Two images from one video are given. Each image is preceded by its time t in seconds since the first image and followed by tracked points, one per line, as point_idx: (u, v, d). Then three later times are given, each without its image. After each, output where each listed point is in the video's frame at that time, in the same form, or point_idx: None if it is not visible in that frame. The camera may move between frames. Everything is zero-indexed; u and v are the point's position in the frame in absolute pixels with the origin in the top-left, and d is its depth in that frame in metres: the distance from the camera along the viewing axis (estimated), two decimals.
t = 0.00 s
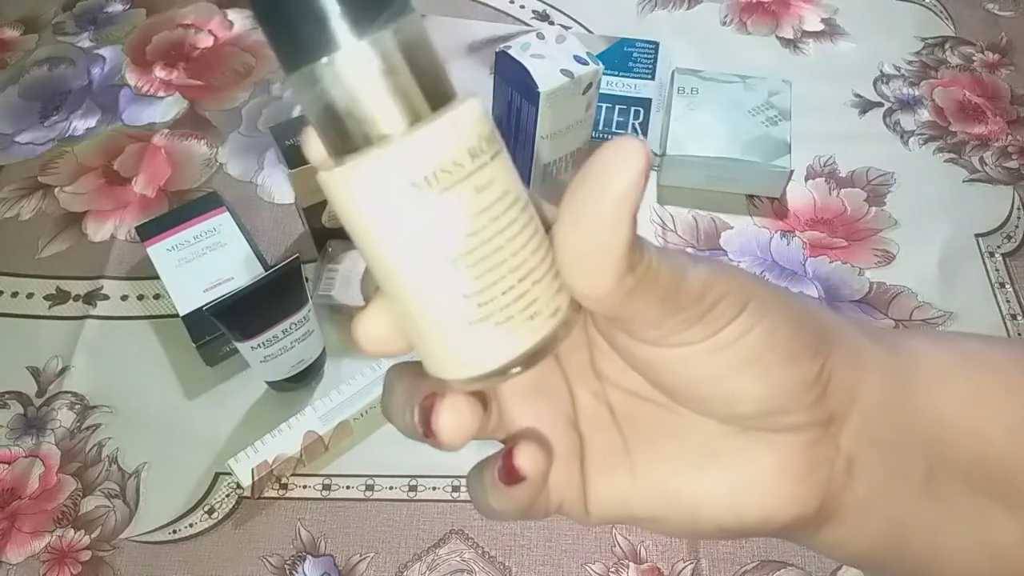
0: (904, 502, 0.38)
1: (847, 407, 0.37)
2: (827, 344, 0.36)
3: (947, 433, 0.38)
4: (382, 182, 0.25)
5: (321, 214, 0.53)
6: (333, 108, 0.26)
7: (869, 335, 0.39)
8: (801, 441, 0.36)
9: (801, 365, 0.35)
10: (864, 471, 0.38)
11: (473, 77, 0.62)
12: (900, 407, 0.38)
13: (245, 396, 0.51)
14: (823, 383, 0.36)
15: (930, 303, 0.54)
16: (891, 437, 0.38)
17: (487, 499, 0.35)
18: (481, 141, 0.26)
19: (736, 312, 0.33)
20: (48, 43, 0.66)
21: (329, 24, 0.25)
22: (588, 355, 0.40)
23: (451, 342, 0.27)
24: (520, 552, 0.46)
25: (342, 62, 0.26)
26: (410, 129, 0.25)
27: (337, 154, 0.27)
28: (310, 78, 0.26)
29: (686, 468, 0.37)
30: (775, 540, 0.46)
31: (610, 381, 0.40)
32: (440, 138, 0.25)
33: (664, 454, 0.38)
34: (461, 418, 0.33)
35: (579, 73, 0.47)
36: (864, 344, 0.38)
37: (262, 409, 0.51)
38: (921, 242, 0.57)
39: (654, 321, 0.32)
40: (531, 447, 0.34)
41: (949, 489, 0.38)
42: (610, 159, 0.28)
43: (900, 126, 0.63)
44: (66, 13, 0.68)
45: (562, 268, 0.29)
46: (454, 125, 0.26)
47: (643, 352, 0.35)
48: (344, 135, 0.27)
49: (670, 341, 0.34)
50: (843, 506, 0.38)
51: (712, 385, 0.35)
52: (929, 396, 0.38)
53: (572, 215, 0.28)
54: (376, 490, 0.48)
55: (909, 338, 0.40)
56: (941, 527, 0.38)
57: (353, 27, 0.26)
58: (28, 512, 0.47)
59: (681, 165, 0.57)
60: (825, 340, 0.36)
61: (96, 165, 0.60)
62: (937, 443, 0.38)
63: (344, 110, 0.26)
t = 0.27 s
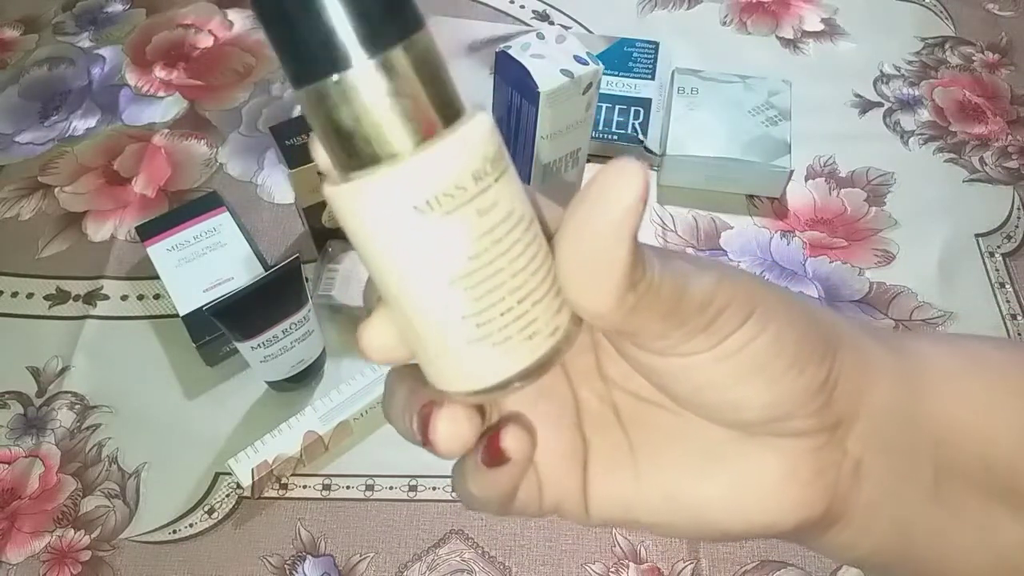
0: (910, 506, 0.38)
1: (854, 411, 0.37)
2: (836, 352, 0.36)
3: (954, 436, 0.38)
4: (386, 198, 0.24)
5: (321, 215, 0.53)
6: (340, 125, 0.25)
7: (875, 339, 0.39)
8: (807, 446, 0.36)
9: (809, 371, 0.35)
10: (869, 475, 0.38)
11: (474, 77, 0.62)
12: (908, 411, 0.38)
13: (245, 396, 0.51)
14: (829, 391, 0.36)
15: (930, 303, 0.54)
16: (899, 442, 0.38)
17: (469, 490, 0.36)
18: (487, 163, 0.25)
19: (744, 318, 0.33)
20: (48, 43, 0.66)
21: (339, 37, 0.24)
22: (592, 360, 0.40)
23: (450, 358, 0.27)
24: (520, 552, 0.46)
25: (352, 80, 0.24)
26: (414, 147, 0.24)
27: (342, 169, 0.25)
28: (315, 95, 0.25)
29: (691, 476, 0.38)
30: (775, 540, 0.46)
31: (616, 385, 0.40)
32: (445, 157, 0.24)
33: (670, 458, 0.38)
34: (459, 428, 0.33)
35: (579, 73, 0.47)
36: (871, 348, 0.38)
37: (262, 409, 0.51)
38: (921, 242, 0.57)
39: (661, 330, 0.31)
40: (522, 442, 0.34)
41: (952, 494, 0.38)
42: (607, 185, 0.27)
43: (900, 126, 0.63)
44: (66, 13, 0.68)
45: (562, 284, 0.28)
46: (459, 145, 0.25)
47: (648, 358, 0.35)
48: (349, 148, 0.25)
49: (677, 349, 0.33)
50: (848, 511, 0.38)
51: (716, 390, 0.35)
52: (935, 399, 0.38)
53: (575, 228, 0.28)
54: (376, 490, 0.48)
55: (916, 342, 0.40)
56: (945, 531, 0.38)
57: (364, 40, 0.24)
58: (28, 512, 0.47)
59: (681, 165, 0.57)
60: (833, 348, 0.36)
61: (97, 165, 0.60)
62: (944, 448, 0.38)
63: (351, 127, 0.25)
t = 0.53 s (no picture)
0: (909, 517, 0.39)
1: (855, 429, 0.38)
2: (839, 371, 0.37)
3: (958, 448, 0.39)
4: (377, 253, 0.24)
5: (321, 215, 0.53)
6: (313, 186, 0.24)
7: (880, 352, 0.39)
8: (806, 465, 0.37)
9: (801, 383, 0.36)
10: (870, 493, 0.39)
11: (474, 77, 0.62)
12: (911, 423, 0.39)
13: (245, 396, 0.51)
14: (828, 412, 0.37)
15: (930, 303, 0.54)
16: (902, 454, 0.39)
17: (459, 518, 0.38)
18: (463, 216, 0.25)
19: (733, 346, 0.34)
20: (48, 43, 0.66)
21: (309, 100, 0.23)
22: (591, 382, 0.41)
23: (436, 409, 0.27)
24: (520, 552, 0.46)
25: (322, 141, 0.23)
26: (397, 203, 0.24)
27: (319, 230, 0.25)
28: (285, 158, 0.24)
29: (691, 496, 0.39)
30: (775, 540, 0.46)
31: (617, 408, 0.41)
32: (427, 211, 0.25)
33: (669, 480, 0.39)
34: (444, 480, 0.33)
35: (579, 73, 0.47)
36: (875, 361, 0.39)
37: (262, 409, 0.51)
38: (921, 242, 0.57)
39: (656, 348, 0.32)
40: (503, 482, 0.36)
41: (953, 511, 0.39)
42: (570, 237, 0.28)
43: (900, 126, 0.63)
44: (66, 13, 0.68)
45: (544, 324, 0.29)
46: (437, 202, 0.25)
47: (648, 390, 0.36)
48: (324, 208, 0.24)
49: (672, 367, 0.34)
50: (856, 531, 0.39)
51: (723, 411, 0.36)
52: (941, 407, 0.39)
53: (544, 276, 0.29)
54: (376, 490, 0.48)
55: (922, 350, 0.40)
56: (947, 544, 0.39)
57: (334, 102, 0.23)
58: (28, 512, 0.47)
59: (681, 165, 0.57)
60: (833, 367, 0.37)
61: (97, 165, 0.60)
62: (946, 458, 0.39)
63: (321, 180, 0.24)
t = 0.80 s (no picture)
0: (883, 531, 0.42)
1: (828, 447, 0.41)
2: (806, 396, 0.40)
3: (934, 463, 0.40)
4: (297, 313, 0.28)
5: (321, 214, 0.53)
6: (248, 262, 0.29)
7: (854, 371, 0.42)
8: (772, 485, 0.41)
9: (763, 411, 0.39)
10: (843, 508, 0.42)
11: (474, 78, 0.62)
12: (882, 440, 0.41)
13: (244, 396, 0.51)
14: (792, 429, 0.40)
15: (930, 303, 0.54)
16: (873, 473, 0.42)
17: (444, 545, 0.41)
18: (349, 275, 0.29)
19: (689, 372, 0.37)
20: (48, 43, 0.66)
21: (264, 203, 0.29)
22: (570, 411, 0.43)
23: (323, 434, 0.27)
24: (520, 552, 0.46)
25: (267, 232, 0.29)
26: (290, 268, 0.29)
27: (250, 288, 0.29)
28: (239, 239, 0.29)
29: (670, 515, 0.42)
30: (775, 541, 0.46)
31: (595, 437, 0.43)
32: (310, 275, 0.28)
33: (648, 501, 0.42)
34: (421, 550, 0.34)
35: (579, 72, 0.47)
36: (847, 382, 0.41)
37: (262, 409, 0.50)
38: (922, 242, 0.57)
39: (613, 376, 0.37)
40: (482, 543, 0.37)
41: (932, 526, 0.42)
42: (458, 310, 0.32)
43: (900, 126, 0.63)
44: (66, 13, 0.68)
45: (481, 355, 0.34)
46: (317, 267, 0.29)
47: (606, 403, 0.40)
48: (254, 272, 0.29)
49: (650, 379, 0.37)
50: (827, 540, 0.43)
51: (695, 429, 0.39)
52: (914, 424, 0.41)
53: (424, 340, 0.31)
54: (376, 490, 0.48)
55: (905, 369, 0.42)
56: (922, 556, 0.42)
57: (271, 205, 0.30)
58: (28, 512, 0.47)
59: (681, 165, 0.57)
60: (801, 392, 0.40)
61: (97, 165, 0.60)
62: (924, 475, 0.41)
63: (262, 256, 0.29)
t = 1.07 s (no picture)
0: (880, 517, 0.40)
1: (820, 439, 0.38)
2: (796, 390, 0.36)
3: (943, 454, 0.36)
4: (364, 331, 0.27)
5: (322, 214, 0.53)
6: (342, 240, 0.26)
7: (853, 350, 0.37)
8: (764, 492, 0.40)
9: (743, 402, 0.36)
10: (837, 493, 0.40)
11: (474, 77, 0.62)
12: (883, 428, 0.37)
13: (244, 396, 0.51)
14: (783, 426, 0.37)
15: (930, 302, 0.54)
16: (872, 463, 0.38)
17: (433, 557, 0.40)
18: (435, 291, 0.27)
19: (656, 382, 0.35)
20: (48, 43, 0.66)
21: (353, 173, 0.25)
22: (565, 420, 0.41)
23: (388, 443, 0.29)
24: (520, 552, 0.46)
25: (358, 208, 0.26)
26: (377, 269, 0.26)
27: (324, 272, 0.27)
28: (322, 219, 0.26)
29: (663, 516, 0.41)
30: (774, 540, 0.46)
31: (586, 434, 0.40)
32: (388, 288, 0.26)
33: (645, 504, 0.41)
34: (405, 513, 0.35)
35: (579, 73, 0.47)
36: (843, 364, 0.37)
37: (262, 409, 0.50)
38: (922, 242, 0.57)
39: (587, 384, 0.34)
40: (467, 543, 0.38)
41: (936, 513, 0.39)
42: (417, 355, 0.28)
43: (901, 126, 0.63)
44: (66, 13, 0.68)
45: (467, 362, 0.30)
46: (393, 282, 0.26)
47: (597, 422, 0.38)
48: (340, 262, 0.27)
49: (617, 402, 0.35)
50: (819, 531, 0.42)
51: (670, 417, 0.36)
52: (922, 413, 0.36)
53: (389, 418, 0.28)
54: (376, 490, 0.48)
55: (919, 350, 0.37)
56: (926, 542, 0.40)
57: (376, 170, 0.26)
58: (28, 512, 0.47)
59: (680, 165, 0.57)
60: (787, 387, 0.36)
61: (97, 165, 0.60)
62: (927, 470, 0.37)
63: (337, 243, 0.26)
